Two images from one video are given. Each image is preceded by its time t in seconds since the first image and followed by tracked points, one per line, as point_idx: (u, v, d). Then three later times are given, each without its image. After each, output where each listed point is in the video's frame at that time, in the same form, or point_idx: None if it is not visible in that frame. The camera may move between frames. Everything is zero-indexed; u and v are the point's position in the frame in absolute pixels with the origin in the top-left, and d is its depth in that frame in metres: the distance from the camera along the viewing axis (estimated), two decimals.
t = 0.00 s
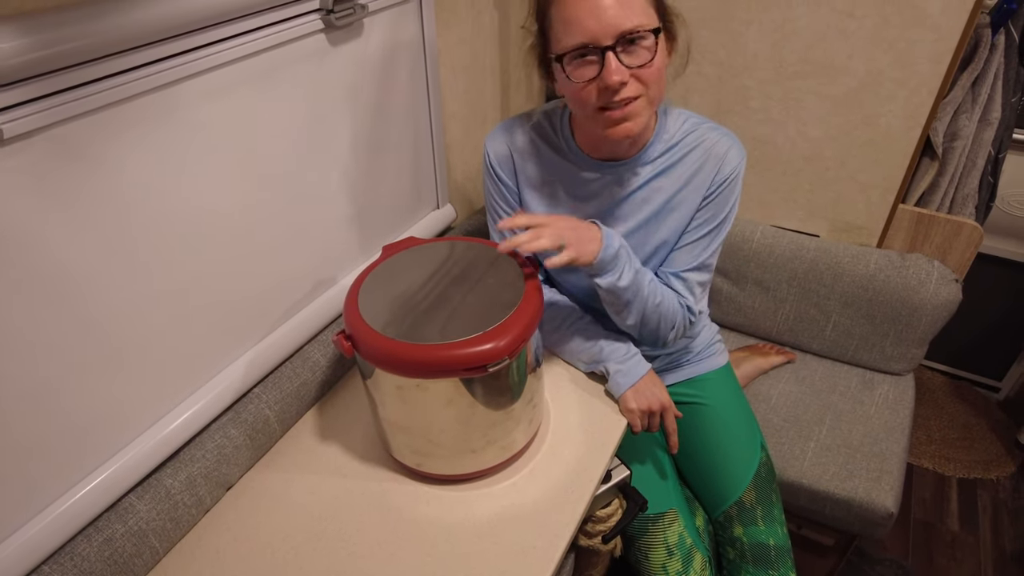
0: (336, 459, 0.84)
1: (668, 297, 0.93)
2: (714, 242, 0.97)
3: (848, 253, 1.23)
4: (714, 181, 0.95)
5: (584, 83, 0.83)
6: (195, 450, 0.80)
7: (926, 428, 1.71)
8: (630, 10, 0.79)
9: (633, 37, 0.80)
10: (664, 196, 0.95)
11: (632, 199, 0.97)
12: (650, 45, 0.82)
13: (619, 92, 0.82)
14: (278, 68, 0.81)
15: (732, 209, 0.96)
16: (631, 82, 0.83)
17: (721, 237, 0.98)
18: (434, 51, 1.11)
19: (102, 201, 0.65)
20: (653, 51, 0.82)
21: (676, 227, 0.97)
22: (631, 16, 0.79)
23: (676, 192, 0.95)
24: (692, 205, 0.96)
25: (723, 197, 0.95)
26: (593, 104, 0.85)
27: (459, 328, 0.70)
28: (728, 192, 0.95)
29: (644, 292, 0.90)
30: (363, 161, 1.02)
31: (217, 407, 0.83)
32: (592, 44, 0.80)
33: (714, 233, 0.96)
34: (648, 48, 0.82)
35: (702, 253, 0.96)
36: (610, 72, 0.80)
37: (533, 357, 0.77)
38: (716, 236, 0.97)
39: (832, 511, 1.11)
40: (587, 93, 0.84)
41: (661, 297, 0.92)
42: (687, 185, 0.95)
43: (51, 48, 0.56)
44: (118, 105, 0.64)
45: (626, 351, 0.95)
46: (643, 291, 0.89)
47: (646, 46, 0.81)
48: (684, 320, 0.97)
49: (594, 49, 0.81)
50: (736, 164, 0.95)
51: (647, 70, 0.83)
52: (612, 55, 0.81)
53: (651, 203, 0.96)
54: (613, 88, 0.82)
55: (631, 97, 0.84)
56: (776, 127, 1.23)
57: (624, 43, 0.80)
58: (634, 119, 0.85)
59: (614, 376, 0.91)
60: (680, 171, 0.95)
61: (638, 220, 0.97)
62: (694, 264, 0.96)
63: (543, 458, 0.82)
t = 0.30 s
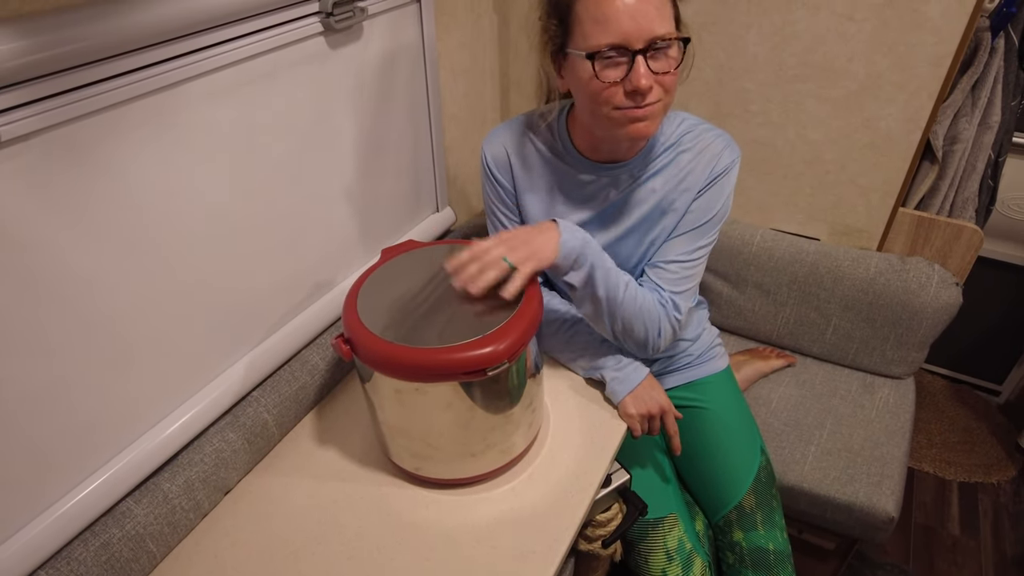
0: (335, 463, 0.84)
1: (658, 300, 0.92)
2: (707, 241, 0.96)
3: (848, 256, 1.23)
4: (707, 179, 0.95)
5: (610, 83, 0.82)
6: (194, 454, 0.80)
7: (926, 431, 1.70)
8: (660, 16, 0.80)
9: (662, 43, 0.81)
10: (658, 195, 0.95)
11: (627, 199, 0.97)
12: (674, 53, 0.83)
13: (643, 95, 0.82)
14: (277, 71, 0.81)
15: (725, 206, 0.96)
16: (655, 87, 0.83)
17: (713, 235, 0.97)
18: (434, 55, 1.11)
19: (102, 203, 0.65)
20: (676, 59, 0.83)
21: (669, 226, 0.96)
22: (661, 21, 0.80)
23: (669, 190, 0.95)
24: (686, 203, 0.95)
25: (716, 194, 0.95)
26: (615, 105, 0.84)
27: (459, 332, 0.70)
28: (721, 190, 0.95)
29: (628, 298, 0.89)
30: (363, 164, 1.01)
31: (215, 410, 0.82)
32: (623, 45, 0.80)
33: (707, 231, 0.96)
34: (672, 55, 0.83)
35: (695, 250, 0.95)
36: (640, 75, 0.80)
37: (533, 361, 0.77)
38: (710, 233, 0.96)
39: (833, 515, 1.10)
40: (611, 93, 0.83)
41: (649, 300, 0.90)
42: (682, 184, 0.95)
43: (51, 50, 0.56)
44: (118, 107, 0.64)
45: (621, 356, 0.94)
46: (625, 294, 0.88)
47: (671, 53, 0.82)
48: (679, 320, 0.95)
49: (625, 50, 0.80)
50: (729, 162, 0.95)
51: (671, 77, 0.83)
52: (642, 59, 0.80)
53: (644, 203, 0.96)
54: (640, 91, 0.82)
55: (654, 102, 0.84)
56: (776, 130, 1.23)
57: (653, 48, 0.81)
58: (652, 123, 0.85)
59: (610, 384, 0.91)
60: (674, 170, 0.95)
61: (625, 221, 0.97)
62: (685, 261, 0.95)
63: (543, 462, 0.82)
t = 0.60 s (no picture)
0: (334, 466, 0.84)
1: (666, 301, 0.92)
2: (705, 247, 0.96)
3: (847, 258, 1.23)
4: (704, 184, 0.95)
5: (631, 74, 0.82)
6: (193, 457, 0.80)
7: (925, 434, 1.70)
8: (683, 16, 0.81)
9: (682, 43, 0.82)
10: (656, 200, 0.96)
11: (625, 203, 0.97)
12: (689, 56, 0.84)
13: (660, 91, 0.82)
14: (277, 74, 0.81)
15: (722, 211, 0.96)
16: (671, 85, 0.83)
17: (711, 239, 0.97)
18: (433, 57, 1.12)
19: (101, 206, 0.65)
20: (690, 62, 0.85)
21: (667, 231, 0.96)
22: (685, 21, 0.81)
23: (667, 196, 0.96)
24: (683, 208, 0.95)
25: (713, 199, 0.95)
26: (631, 96, 0.84)
27: (457, 335, 0.70)
28: (718, 195, 0.95)
29: (647, 302, 0.88)
30: (362, 166, 1.02)
31: (214, 413, 0.82)
32: (649, 37, 0.80)
33: (705, 237, 0.95)
34: (688, 57, 0.84)
35: (693, 256, 0.95)
36: (663, 68, 0.80)
37: (532, 363, 0.77)
38: (707, 239, 0.96)
39: (833, 518, 1.10)
40: (630, 84, 0.83)
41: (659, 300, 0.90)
42: (679, 189, 0.95)
43: (51, 53, 0.56)
44: (117, 110, 0.64)
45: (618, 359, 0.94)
46: (641, 299, 0.88)
47: (686, 55, 0.84)
48: (678, 325, 0.95)
49: (649, 42, 0.80)
50: (727, 167, 0.96)
51: (684, 78, 0.84)
52: (664, 53, 0.81)
53: (642, 207, 0.96)
54: (660, 85, 0.82)
55: (668, 100, 0.84)
56: (774, 133, 1.23)
57: (675, 45, 0.81)
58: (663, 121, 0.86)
59: (610, 386, 0.91)
60: (671, 175, 0.96)
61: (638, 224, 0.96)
62: (684, 267, 0.95)
63: (542, 464, 0.82)
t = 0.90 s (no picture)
0: (334, 468, 0.84)
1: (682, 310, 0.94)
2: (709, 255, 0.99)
3: (847, 261, 1.23)
4: (710, 193, 0.97)
5: (596, 72, 0.83)
6: (193, 460, 0.80)
7: (925, 436, 1.70)
8: (650, 13, 0.82)
9: (649, 39, 0.82)
10: (663, 207, 0.96)
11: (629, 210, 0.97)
12: (664, 52, 0.84)
13: (627, 87, 0.82)
14: (277, 77, 0.81)
15: (724, 218, 0.99)
16: (640, 82, 0.83)
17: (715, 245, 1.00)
18: (433, 60, 1.12)
19: (101, 209, 0.65)
20: (665, 59, 0.84)
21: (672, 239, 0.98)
22: (650, 17, 0.82)
23: (673, 203, 0.97)
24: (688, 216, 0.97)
25: (719, 208, 0.97)
26: (599, 94, 0.84)
27: (458, 338, 0.70)
28: (722, 204, 0.98)
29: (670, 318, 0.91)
30: (362, 169, 1.02)
31: (214, 416, 0.82)
32: (609, 35, 0.82)
33: (710, 244, 0.99)
34: (661, 53, 0.84)
35: (701, 264, 0.99)
36: (623, 63, 0.81)
37: (533, 366, 0.77)
38: (711, 246, 1.00)
39: (833, 520, 1.10)
40: (596, 82, 0.84)
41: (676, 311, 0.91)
42: (685, 197, 0.97)
43: (52, 55, 0.56)
44: (117, 113, 0.64)
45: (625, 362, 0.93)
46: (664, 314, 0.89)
47: (659, 52, 0.83)
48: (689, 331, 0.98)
49: (612, 40, 0.82)
50: (730, 174, 0.97)
51: (657, 74, 0.83)
52: (628, 50, 0.82)
53: (649, 214, 0.97)
54: (623, 81, 0.82)
55: (637, 97, 0.83)
56: (774, 135, 1.24)
57: (643, 41, 0.82)
58: (636, 118, 0.84)
59: (612, 388, 0.91)
60: (676, 182, 0.97)
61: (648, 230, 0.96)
62: (694, 276, 0.99)
63: (543, 467, 0.82)
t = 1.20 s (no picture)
0: (334, 471, 0.84)
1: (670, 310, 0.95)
2: (703, 259, 0.99)
3: (846, 264, 1.23)
4: (707, 196, 0.96)
5: (593, 74, 0.83)
6: (193, 462, 0.80)
7: (925, 439, 1.70)
8: (647, 14, 0.82)
9: (646, 39, 0.82)
10: (659, 209, 0.95)
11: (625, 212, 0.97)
12: (661, 52, 0.84)
13: (625, 87, 0.82)
14: (277, 79, 0.81)
15: (721, 224, 0.99)
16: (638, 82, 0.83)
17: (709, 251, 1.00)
18: (434, 62, 1.12)
19: (101, 212, 0.65)
20: (663, 59, 0.84)
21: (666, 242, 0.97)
22: (647, 18, 0.82)
23: (670, 205, 0.95)
24: (685, 220, 0.96)
25: (714, 213, 0.97)
26: (598, 96, 0.84)
27: (458, 340, 0.70)
28: (719, 208, 0.97)
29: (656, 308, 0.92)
30: (363, 171, 1.02)
31: (214, 419, 0.82)
32: (606, 36, 0.82)
33: (705, 248, 0.99)
34: (659, 53, 0.84)
35: (694, 267, 0.99)
36: (620, 64, 0.81)
37: (533, 370, 0.77)
38: (705, 250, 0.99)
39: (833, 523, 1.10)
40: (595, 84, 0.84)
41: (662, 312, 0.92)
42: (682, 200, 0.96)
43: (53, 59, 0.56)
44: (117, 116, 0.64)
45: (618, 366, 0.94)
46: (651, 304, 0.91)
47: (656, 52, 0.83)
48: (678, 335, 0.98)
49: (609, 41, 0.82)
50: (728, 180, 0.97)
51: (655, 74, 0.83)
52: (625, 50, 0.82)
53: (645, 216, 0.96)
54: (621, 82, 0.82)
55: (636, 97, 0.83)
56: (773, 138, 1.24)
57: (640, 42, 0.82)
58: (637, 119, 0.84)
59: (608, 394, 0.91)
60: (673, 185, 0.96)
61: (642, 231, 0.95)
62: (685, 278, 0.98)
63: (543, 470, 0.82)
